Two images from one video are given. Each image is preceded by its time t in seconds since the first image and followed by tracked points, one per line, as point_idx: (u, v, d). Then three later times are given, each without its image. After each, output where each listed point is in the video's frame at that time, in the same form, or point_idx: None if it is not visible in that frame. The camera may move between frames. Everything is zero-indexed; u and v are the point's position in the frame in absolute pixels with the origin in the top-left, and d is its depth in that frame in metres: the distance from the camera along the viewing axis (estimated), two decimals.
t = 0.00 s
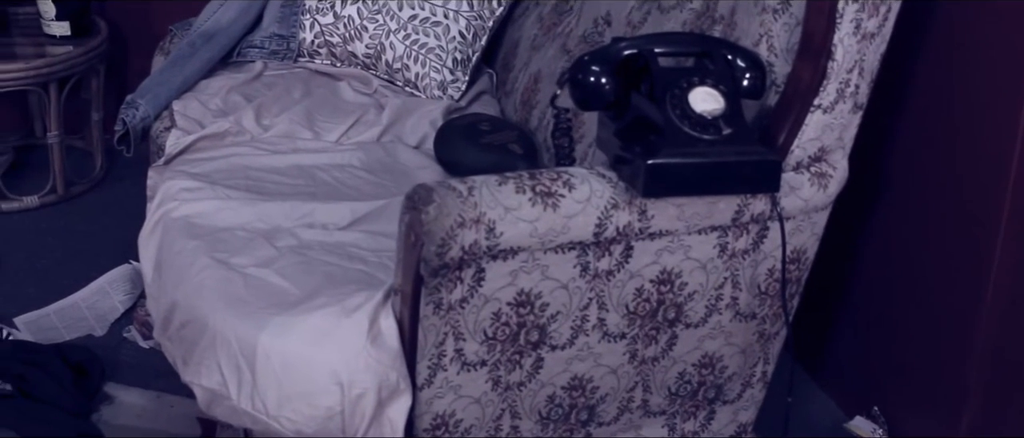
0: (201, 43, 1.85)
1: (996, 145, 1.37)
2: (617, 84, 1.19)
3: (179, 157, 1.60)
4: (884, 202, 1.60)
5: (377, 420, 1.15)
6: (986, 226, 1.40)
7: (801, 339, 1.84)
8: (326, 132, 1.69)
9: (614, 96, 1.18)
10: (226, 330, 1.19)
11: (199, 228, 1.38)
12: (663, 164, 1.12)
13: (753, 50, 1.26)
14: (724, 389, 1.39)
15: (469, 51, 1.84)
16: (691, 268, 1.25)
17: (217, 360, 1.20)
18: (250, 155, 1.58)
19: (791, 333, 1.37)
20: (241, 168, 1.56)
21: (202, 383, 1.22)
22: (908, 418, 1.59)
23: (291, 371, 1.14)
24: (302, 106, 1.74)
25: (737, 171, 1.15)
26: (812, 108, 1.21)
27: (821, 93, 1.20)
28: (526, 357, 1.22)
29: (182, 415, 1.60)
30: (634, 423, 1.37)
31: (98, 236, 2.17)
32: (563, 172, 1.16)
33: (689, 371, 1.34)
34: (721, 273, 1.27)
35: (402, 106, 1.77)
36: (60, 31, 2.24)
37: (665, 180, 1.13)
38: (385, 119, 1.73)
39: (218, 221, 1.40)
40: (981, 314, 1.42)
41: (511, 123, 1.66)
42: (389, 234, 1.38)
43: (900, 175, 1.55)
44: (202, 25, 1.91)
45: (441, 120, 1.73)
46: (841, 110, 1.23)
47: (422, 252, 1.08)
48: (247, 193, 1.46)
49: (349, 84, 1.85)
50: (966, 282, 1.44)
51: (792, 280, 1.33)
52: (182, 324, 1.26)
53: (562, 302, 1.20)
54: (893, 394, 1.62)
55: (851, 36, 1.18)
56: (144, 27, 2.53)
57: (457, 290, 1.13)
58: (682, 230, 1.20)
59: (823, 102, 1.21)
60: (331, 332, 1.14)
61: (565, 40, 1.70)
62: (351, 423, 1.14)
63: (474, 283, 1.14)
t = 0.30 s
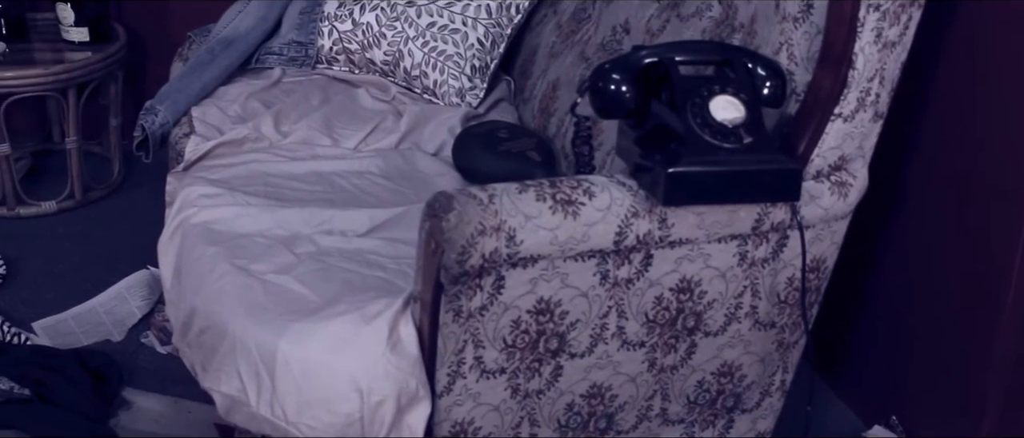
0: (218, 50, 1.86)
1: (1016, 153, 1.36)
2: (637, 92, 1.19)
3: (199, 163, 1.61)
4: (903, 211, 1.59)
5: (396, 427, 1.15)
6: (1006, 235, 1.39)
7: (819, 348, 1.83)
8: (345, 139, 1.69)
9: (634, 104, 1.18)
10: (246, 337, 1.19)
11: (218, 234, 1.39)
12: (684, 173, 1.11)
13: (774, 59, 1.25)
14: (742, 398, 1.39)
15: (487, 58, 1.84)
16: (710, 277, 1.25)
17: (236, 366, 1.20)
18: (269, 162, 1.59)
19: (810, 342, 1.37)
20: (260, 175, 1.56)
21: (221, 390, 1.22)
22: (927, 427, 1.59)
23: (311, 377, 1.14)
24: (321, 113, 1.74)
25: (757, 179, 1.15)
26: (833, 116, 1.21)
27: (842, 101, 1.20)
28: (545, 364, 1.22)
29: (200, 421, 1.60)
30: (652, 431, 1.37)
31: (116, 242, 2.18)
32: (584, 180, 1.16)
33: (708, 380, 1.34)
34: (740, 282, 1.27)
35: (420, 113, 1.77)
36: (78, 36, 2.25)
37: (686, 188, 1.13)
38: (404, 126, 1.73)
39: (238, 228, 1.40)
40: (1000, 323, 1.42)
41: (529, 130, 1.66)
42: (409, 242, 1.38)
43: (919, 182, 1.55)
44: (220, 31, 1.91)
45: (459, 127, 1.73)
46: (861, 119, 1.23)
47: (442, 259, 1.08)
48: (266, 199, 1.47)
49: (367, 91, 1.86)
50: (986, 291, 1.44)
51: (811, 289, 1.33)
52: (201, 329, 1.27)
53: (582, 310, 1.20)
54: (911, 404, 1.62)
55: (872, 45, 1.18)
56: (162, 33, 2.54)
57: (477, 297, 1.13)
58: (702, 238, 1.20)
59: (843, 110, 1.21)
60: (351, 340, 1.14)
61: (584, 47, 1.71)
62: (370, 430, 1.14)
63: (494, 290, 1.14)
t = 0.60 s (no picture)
0: (236, 57, 1.87)
1: None
2: (656, 100, 1.19)
3: (217, 168, 1.62)
4: (919, 219, 1.59)
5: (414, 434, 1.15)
6: None
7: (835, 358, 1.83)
8: (362, 146, 1.69)
9: (653, 112, 1.18)
10: (264, 343, 1.19)
11: (236, 240, 1.39)
12: (703, 181, 1.11)
13: (792, 67, 1.25)
14: (759, 407, 1.39)
15: (504, 65, 1.84)
16: (729, 286, 1.25)
17: (254, 373, 1.21)
18: (286, 168, 1.59)
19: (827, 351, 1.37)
20: (277, 181, 1.56)
21: (239, 396, 1.23)
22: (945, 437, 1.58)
23: (329, 384, 1.14)
24: (338, 120, 1.74)
25: (777, 188, 1.15)
26: (851, 125, 1.21)
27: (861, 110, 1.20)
28: (563, 372, 1.22)
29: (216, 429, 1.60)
30: None
31: (132, 247, 2.18)
32: (602, 188, 1.16)
33: (725, 389, 1.34)
34: (758, 290, 1.27)
35: (437, 121, 1.77)
36: (95, 42, 2.26)
37: (705, 196, 1.12)
38: (420, 133, 1.73)
39: (256, 235, 1.40)
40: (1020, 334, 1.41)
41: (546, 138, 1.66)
42: (426, 249, 1.38)
43: (936, 191, 1.55)
44: (238, 37, 1.93)
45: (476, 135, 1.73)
46: (880, 127, 1.23)
47: (461, 267, 1.07)
48: (283, 206, 1.47)
49: (384, 98, 1.86)
50: (1005, 301, 1.43)
51: (829, 297, 1.33)
52: (219, 336, 1.27)
53: (600, 318, 1.20)
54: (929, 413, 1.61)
55: (891, 53, 1.18)
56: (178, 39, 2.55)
57: (496, 305, 1.13)
58: (720, 246, 1.20)
59: (862, 119, 1.21)
60: (369, 347, 1.14)
61: (601, 55, 1.71)
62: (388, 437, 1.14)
63: (512, 298, 1.14)
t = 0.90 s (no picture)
0: (256, 65, 1.89)
1: None
2: (678, 111, 1.19)
3: (238, 176, 1.64)
4: (940, 230, 1.59)
5: None
6: None
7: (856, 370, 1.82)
8: (382, 155, 1.69)
9: (676, 122, 1.18)
10: (286, 352, 1.19)
11: (258, 249, 1.39)
12: (728, 191, 1.11)
13: (815, 78, 1.25)
14: (780, 417, 1.39)
15: (524, 75, 1.84)
16: (750, 297, 1.25)
17: (276, 381, 1.21)
18: (307, 177, 1.59)
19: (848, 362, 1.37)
20: (298, 190, 1.56)
21: (261, 405, 1.23)
22: None
23: (350, 394, 1.14)
24: (358, 129, 1.74)
25: (800, 199, 1.14)
26: (874, 136, 1.21)
27: (883, 120, 1.20)
28: (584, 382, 1.22)
29: (236, 437, 1.60)
30: None
31: (151, 254, 2.19)
32: (625, 199, 1.16)
33: (746, 399, 1.35)
34: (780, 301, 1.27)
35: (457, 130, 1.77)
36: (116, 51, 2.26)
37: (728, 206, 1.12)
38: (441, 142, 1.73)
39: (277, 243, 1.40)
40: None
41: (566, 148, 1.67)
42: (448, 259, 1.38)
43: (956, 202, 1.54)
44: (260, 46, 1.95)
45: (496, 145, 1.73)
46: (902, 138, 1.23)
47: (484, 277, 1.08)
48: (304, 214, 1.47)
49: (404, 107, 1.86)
50: None
51: (850, 308, 1.33)
52: (240, 344, 1.28)
53: (621, 328, 1.20)
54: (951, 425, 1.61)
55: (914, 64, 1.17)
56: (197, 47, 2.56)
57: (517, 316, 1.14)
58: (742, 257, 1.20)
59: (884, 130, 1.21)
60: (390, 357, 1.14)
61: (621, 64, 1.71)
62: None
63: (534, 308, 1.14)
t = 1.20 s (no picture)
0: (276, 73, 1.91)
1: None
2: (699, 121, 1.19)
3: (256, 185, 1.63)
4: (959, 240, 1.59)
5: None
6: None
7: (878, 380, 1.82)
8: (401, 164, 1.69)
9: (696, 132, 1.18)
10: (306, 360, 1.19)
11: (279, 257, 1.40)
12: (748, 201, 1.11)
13: (835, 88, 1.25)
14: (799, 428, 1.39)
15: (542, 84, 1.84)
16: (771, 307, 1.24)
17: (296, 390, 1.20)
18: (326, 186, 1.59)
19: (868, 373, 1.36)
20: (317, 199, 1.57)
21: (281, 413, 1.22)
22: None
23: (370, 403, 1.14)
24: (377, 138, 1.74)
25: (821, 209, 1.14)
26: (895, 146, 1.20)
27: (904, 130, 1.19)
28: (603, 392, 1.22)
29: None
30: None
31: (170, 260, 2.21)
32: (645, 208, 1.16)
33: (766, 410, 1.34)
34: (800, 311, 1.27)
35: (475, 138, 1.77)
36: (134, 58, 2.26)
37: (749, 217, 1.12)
38: (459, 151, 1.73)
39: (297, 252, 1.40)
40: None
41: (585, 157, 1.67)
42: (467, 268, 1.38)
43: (977, 212, 1.54)
44: (279, 55, 1.96)
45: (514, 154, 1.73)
46: (923, 149, 1.22)
47: (505, 287, 1.08)
48: (323, 223, 1.47)
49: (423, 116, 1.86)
50: None
51: (870, 319, 1.33)
52: (260, 352, 1.28)
53: (641, 338, 1.20)
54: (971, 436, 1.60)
55: (935, 75, 1.17)
56: (215, 55, 2.56)
57: (537, 325, 1.14)
58: (763, 267, 1.20)
59: (905, 140, 1.20)
60: (411, 365, 1.14)
61: (640, 74, 1.71)
62: None
63: (554, 318, 1.14)
